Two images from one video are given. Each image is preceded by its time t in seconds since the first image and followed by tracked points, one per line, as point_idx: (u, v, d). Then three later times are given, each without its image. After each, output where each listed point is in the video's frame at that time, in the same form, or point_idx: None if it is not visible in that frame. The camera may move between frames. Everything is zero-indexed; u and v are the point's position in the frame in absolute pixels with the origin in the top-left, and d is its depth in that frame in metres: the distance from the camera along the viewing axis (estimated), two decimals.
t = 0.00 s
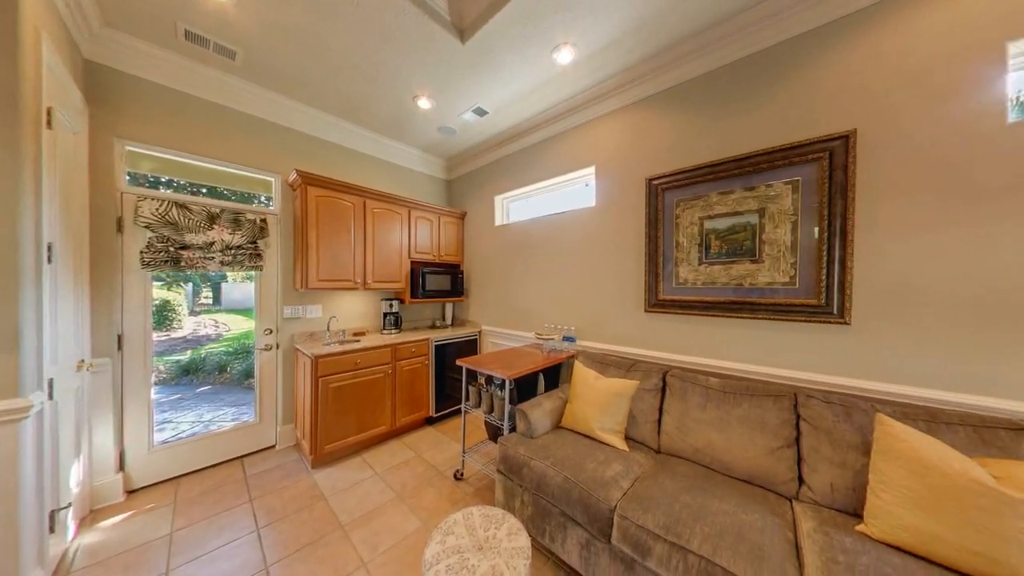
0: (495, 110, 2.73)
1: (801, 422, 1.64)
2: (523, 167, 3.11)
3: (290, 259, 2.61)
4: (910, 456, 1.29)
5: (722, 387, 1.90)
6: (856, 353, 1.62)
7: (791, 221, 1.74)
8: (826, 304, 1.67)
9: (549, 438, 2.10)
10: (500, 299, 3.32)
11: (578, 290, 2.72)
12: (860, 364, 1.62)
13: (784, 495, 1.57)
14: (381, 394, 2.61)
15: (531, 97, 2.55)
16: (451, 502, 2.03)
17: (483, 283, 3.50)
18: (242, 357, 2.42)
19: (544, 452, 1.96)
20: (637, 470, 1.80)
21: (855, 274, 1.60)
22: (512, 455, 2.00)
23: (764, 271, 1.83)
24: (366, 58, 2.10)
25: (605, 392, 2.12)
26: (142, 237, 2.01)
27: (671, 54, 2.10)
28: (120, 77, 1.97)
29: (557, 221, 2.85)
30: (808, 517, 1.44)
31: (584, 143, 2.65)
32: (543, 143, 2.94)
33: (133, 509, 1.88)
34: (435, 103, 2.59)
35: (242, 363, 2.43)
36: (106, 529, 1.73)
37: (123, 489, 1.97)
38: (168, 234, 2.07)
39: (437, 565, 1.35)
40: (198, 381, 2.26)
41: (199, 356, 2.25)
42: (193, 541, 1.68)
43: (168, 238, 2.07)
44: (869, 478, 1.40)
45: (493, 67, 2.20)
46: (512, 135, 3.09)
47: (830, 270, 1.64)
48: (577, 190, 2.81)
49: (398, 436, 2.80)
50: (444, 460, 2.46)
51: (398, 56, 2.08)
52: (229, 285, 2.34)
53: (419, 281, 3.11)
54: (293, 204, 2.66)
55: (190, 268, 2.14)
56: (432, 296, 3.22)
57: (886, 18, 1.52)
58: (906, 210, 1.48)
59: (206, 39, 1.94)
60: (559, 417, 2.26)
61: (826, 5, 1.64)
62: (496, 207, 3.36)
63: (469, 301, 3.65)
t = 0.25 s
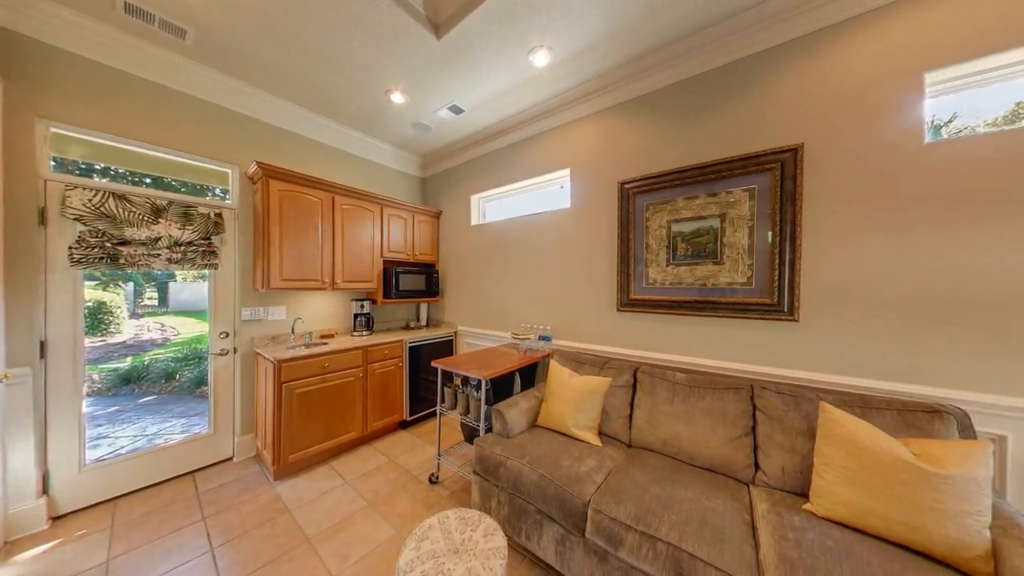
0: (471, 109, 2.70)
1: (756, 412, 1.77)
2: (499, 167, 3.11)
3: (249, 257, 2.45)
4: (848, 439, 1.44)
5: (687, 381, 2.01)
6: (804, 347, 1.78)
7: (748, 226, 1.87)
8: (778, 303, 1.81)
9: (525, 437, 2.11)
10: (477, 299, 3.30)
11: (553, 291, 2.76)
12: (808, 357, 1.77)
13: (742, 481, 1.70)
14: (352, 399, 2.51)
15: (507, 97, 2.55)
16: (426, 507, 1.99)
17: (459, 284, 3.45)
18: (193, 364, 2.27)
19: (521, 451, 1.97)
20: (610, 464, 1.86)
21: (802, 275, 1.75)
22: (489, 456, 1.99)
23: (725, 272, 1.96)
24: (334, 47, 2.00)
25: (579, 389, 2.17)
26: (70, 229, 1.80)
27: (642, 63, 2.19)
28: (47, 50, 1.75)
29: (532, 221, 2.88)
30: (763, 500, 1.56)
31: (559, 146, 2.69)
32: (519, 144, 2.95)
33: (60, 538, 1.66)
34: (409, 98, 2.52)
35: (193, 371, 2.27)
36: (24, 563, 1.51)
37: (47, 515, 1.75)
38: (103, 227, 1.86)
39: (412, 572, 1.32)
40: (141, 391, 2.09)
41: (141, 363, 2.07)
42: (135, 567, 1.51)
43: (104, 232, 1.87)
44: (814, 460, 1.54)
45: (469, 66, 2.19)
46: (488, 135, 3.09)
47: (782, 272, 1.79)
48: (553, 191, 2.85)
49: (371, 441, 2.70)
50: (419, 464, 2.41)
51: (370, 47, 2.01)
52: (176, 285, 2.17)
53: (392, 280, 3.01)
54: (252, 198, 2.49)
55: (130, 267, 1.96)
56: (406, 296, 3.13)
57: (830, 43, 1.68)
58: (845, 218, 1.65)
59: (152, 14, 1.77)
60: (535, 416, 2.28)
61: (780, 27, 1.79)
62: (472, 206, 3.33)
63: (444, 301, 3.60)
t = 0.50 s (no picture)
0: (449, 106, 2.67)
1: (721, 405, 1.88)
2: (476, 166, 3.09)
3: (207, 255, 2.29)
4: (801, 427, 1.56)
5: (659, 377, 2.10)
6: (763, 343, 1.91)
7: (715, 230, 1.98)
8: (740, 302, 1.93)
9: (504, 437, 2.11)
10: (454, 299, 3.26)
11: (530, 291, 2.78)
12: (766, 352, 1.90)
13: (708, 470, 1.79)
14: (323, 403, 2.40)
15: (485, 96, 2.54)
16: (402, 513, 1.94)
17: (436, 284, 3.40)
18: (139, 373, 2.09)
19: (499, 451, 1.97)
20: (586, 460, 1.91)
21: (762, 276, 1.88)
22: (467, 458, 1.98)
23: (693, 272, 2.07)
24: (302, 34, 1.90)
25: (557, 388, 2.20)
26: None
27: (616, 69, 2.25)
28: None
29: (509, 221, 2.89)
30: (728, 487, 1.66)
31: (537, 147, 2.72)
32: (496, 144, 2.95)
33: None
34: (384, 93, 2.45)
35: (139, 380, 2.09)
36: None
37: None
38: (29, 219, 1.66)
39: None
40: (77, 402, 1.90)
41: (75, 372, 1.89)
42: None
43: (32, 224, 1.67)
44: (772, 448, 1.66)
45: (446, 63, 2.16)
46: (466, 134, 3.07)
47: (744, 273, 1.91)
48: (531, 191, 2.87)
49: (343, 447, 2.60)
50: (394, 469, 2.35)
51: (341, 37, 1.93)
52: (119, 285, 1.99)
53: (366, 281, 2.91)
54: (210, 191, 2.32)
55: (64, 265, 1.76)
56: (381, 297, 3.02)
57: (786, 60, 1.81)
58: (800, 223, 1.78)
59: None
60: (514, 415, 2.29)
61: (743, 43, 1.91)
62: (450, 205, 3.28)
63: (420, 302, 3.52)
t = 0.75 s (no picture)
0: (423, 102, 2.61)
1: (687, 399, 1.98)
2: (452, 165, 3.05)
3: (152, 251, 2.11)
4: (757, 417, 1.69)
5: (630, 374, 2.18)
6: (725, 340, 2.03)
7: (682, 233, 2.09)
8: (704, 301, 2.05)
9: (479, 438, 2.10)
10: (429, 299, 3.19)
11: (506, 291, 2.78)
12: (727, 348, 2.03)
13: (675, 461, 1.89)
14: (287, 411, 2.28)
15: (460, 94, 2.52)
16: (374, 521, 1.88)
17: (410, 284, 3.32)
18: (68, 383, 1.88)
19: (475, 453, 1.95)
20: (561, 457, 1.94)
21: (723, 277, 2.01)
22: (442, 461, 1.95)
23: (662, 273, 2.17)
24: (264, 15, 1.78)
25: (533, 387, 2.22)
26: None
27: (591, 75, 2.32)
28: None
29: (484, 221, 2.88)
30: (693, 476, 1.76)
31: (513, 147, 2.72)
32: (472, 143, 2.93)
33: None
34: (354, 84, 2.36)
35: (68, 391, 1.88)
36: None
37: None
38: None
39: None
40: None
41: None
42: None
43: None
44: (732, 438, 1.78)
45: (420, 58, 2.11)
46: (441, 131, 3.03)
47: (707, 274, 2.03)
48: (507, 192, 2.87)
49: (309, 456, 2.48)
50: (365, 476, 2.27)
51: (307, 23, 1.83)
52: (42, 286, 1.78)
53: (335, 280, 2.81)
54: (154, 181, 2.12)
55: None
56: (350, 297, 2.93)
57: (746, 76, 1.95)
58: (757, 228, 1.92)
59: None
60: (490, 416, 2.28)
61: (707, 57, 2.03)
62: (424, 203, 3.21)
63: (393, 302, 3.43)
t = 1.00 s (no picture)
0: (398, 98, 2.56)
1: (659, 394, 2.06)
2: (428, 162, 2.99)
3: (90, 248, 1.91)
4: (722, 410, 1.79)
5: (605, 371, 2.24)
6: (693, 337, 2.14)
7: (654, 235, 2.18)
8: (673, 301, 2.15)
9: (457, 440, 2.07)
10: (404, 300, 3.12)
11: (483, 291, 2.77)
12: (696, 345, 2.14)
13: (648, 454, 1.97)
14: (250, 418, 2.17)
15: (438, 91, 2.49)
16: (346, 530, 1.81)
17: (384, 283, 3.23)
18: None
19: (453, 455, 1.93)
20: (539, 456, 1.97)
21: (691, 277, 2.12)
22: (418, 464, 1.92)
23: (635, 274, 2.24)
24: None
25: (511, 387, 2.23)
26: None
27: (568, 78, 2.36)
28: None
29: (461, 221, 2.85)
30: (664, 469, 1.83)
31: (490, 147, 2.72)
32: (449, 141, 2.89)
33: None
34: (325, 75, 2.26)
35: None
36: None
37: None
38: None
39: None
40: None
41: None
42: None
43: None
44: (699, 430, 1.87)
45: (395, 51, 2.06)
46: (417, 128, 2.98)
47: (677, 275, 2.13)
48: (485, 191, 2.86)
49: (275, 466, 2.37)
50: (336, 485, 2.19)
51: (272, 6, 1.73)
52: None
53: (303, 280, 2.69)
54: (94, 170, 1.92)
55: None
56: (321, 297, 2.81)
57: (713, 86, 2.06)
58: (722, 232, 2.04)
59: None
60: (468, 417, 2.27)
61: (678, 68, 2.13)
62: (400, 200, 3.14)
63: (367, 302, 3.33)
